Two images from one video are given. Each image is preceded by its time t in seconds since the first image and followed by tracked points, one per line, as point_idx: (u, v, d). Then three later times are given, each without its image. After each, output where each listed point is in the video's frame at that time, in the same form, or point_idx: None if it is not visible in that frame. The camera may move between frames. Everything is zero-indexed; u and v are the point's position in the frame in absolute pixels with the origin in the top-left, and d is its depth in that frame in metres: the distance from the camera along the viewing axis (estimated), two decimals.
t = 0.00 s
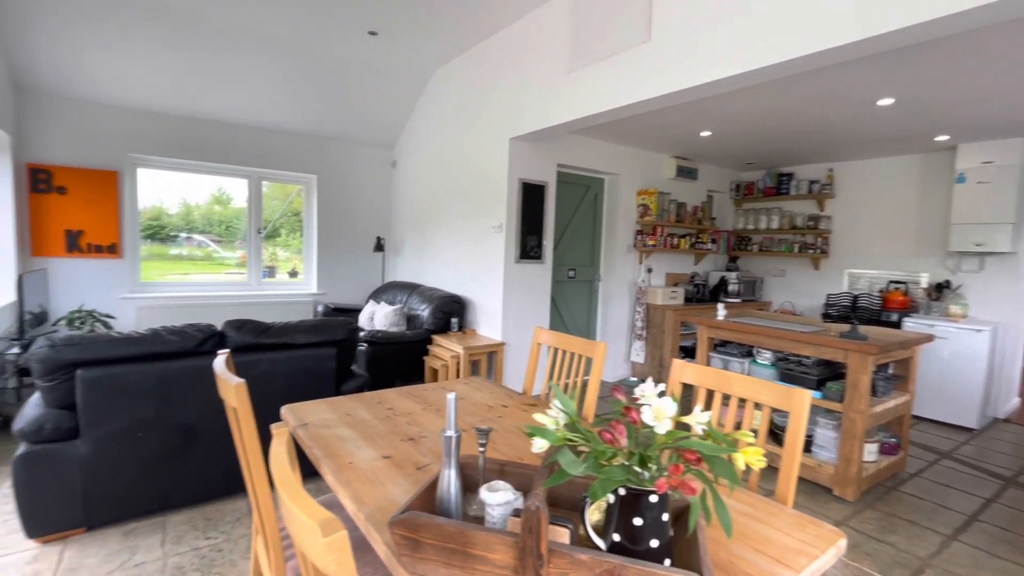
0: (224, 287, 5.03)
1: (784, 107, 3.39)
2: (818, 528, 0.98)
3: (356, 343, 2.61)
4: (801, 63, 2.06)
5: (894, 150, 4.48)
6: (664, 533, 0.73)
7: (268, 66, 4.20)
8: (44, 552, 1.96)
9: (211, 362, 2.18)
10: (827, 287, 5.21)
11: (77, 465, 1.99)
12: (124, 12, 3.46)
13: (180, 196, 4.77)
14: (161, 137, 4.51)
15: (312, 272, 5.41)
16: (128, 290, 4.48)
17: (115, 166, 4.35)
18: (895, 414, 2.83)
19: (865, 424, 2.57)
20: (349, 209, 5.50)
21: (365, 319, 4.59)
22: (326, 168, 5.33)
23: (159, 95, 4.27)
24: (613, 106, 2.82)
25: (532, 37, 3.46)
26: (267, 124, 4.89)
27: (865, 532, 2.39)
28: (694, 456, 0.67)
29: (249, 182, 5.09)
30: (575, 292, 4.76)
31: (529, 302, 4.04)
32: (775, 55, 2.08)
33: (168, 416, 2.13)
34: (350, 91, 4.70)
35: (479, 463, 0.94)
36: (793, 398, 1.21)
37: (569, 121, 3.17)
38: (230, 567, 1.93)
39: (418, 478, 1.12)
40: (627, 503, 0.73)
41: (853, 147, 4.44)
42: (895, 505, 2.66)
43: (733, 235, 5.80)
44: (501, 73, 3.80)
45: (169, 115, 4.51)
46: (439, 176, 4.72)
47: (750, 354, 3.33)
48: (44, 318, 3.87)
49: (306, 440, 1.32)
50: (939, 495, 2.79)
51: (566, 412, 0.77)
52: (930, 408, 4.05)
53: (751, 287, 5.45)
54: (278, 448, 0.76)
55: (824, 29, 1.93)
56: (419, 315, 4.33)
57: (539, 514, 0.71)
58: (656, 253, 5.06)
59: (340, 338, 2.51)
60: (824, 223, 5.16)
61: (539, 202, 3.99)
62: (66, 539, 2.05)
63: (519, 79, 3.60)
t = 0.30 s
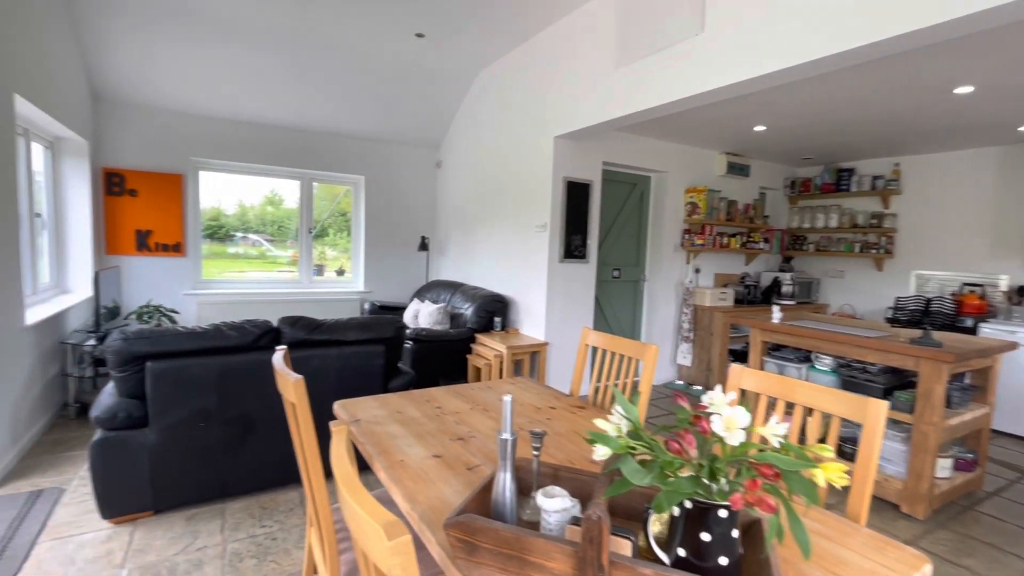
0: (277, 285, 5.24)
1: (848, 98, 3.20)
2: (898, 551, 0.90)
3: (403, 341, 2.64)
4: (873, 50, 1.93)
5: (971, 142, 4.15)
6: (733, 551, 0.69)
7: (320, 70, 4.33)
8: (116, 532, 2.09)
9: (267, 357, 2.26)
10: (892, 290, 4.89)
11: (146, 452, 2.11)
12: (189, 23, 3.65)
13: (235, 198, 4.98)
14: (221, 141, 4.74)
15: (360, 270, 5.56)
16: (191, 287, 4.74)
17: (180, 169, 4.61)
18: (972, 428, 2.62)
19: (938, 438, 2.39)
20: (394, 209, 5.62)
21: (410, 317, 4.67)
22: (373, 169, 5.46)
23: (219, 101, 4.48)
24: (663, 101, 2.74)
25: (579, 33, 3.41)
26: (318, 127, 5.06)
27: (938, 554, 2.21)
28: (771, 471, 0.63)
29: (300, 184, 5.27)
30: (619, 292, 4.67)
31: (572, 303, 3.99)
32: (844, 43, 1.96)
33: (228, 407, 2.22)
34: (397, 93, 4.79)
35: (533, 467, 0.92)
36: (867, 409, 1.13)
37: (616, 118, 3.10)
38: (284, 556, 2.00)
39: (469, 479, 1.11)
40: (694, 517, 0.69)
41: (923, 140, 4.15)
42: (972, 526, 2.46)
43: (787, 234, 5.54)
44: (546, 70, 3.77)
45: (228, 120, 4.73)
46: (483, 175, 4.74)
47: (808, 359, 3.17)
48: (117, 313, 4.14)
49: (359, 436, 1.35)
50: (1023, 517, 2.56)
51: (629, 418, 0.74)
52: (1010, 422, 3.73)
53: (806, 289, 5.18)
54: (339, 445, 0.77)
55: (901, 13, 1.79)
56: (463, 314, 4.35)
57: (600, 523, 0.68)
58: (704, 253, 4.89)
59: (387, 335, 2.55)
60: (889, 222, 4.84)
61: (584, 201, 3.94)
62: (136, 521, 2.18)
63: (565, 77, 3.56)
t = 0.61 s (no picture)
0: (326, 284, 5.42)
1: (919, 89, 2.98)
2: None
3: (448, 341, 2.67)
4: (953, 35, 1.79)
5: None
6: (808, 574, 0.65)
7: (369, 75, 4.44)
8: (181, 517, 2.21)
9: (320, 354, 2.34)
10: (966, 294, 4.53)
11: (209, 442, 2.22)
12: (248, 33, 3.82)
13: (287, 200, 5.18)
14: (276, 146, 4.95)
15: (405, 270, 5.67)
16: (247, 285, 4.97)
17: (238, 173, 4.84)
18: None
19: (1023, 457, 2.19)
20: (439, 209, 5.70)
21: (453, 317, 4.72)
22: (419, 170, 5.56)
23: (275, 108, 4.68)
24: (715, 97, 2.64)
25: (628, 29, 3.35)
26: (367, 130, 5.19)
27: None
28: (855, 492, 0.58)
29: (349, 186, 5.43)
30: (666, 294, 4.55)
31: (617, 304, 3.92)
32: (919, 28, 1.82)
33: (282, 402, 2.31)
34: (442, 95, 4.85)
35: (587, 474, 0.90)
36: (950, 424, 1.04)
37: (665, 115, 3.02)
38: (334, 548, 2.05)
39: (519, 482, 1.10)
40: (764, 536, 0.65)
41: (1005, 131, 3.82)
42: None
43: (847, 234, 5.24)
44: (593, 67, 3.72)
45: (283, 125, 4.93)
46: (526, 176, 4.73)
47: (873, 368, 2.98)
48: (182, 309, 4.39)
49: (409, 435, 1.36)
50: None
51: (693, 428, 0.71)
52: None
53: (868, 292, 4.88)
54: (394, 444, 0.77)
55: None
56: (506, 314, 4.36)
57: (663, 538, 0.65)
58: (756, 253, 4.69)
59: (433, 335, 2.58)
60: (963, 220, 4.46)
61: (630, 201, 3.86)
62: (198, 507, 2.29)
63: (612, 74, 3.50)
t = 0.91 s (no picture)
0: (372, 283, 5.56)
1: (998, 76, 2.75)
2: None
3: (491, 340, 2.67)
4: None
5: None
6: None
7: (414, 78, 4.53)
8: (237, 505, 2.32)
9: (367, 352, 2.40)
10: None
11: (263, 434, 2.32)
12: (300, 41, 3.97)
13: (335, 202, 5.35)
14: (325, 150, 5.12)
15: (447, 270, 5.75)
16: (298, 284, 5.17)
17: (290, 176, 5.04)
18: None
19: None
20: (481, 210, 5.74)
21: (495, 317, 4.74)
22: (461, 171, 5.62)
23: (325, 113, 4.85)
24: (770, 90, 2.52)
25: (675, 23, 3.26)
26: (412, 133, 5.29)
27: None
28: (938, 512, 0.54)
29: (394, 187, 5.55)
30: (713, 296, 4.41)
31: (662, 306, 3.82)
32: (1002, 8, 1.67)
33: (331, 397, 2.38)
34: (485, 97, 4.89)
35: (636, 480, 0.88)
36: None
37: (714, 111, 2.92)
38: (379, 542, 2.10)
39: (565, 485, 1.09)
40: (831, 555, 0.61)
41: None
42: None
43: (913, 233, 4.91)
44: (639, 64, 3.64)
45: (332, 129, 5.10)
46: (569, 175, 4.70)
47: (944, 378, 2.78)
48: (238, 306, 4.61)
49: (454, 434, 1.37)
50: None
51: (754, 436, 0.67)
52: None
53: (936, 295, 4.53)
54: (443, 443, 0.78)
55: None
56: (547, 315, 4.34)
57: (720, 551, 0.62)
58: (811, 254, 4.47)
59: (476, 334, 2.59)
60: None
61: (676, 200, 3.76)
62: (253, 496, 2.40)
63: (659, 70, 3.41)
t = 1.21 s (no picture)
0: (413, 283, 5.67)
1: None
2: None
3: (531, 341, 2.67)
4: None
5: None
6: None
7: (455, 81, 4.58)
8: (286, 496, 2.42)
9: (410, 350, 2.44)
10: None
11: (311, 428, 2.40)
12: (347, 48, 4.10)
13: (378, 203, 5.49)
14: (370, 153, 5.26)
15: (487, 270, 5.79)
16: (343, 283, 5.33)
17: (336, 179, 5.21)
18: None
19: None
20: (520, 210, 5.75)
21: (534, 318, 4.74)
22: (501, 172, 5.64)
23: (370, 117, 4.98)
24: (828, 82, 2.40)
25: (723, 17, 3.16)
26: (453, 135, 5.36)
27: None
28: None
29: (435, 189, 5.64)
30: (761, 298, 4.25)
31: (707, 308, 3.71)
32: None
33: (375, 394, 2.44)
34: (526, 98, 4.89)
35: (685, 488, 0.85)
36: None
37: (764, 106, 2.82)
38: (421, 538, 2.13)
39: (609, 490, 1.07)
40: None
41: None
42: None
43: (983, 232, 4.57)
44: (684, 60, 3.55)
45: (377, 133, 5.23)
46: (610, 175, 4.64)
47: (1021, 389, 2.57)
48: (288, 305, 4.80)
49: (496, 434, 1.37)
50: None
51: (816, 448, 0.64)
52: None
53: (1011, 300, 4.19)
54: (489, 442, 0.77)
55: None
56: (587, 316, 4.30)
57: (778, 567, 0.59)
58: (868, 255, 4.24)
59: (516, 335, 2.59)
60: None
61: (723, 199, 3.65)
62: (301, 488, 2.48)
63: (706, 65, 3.32)
